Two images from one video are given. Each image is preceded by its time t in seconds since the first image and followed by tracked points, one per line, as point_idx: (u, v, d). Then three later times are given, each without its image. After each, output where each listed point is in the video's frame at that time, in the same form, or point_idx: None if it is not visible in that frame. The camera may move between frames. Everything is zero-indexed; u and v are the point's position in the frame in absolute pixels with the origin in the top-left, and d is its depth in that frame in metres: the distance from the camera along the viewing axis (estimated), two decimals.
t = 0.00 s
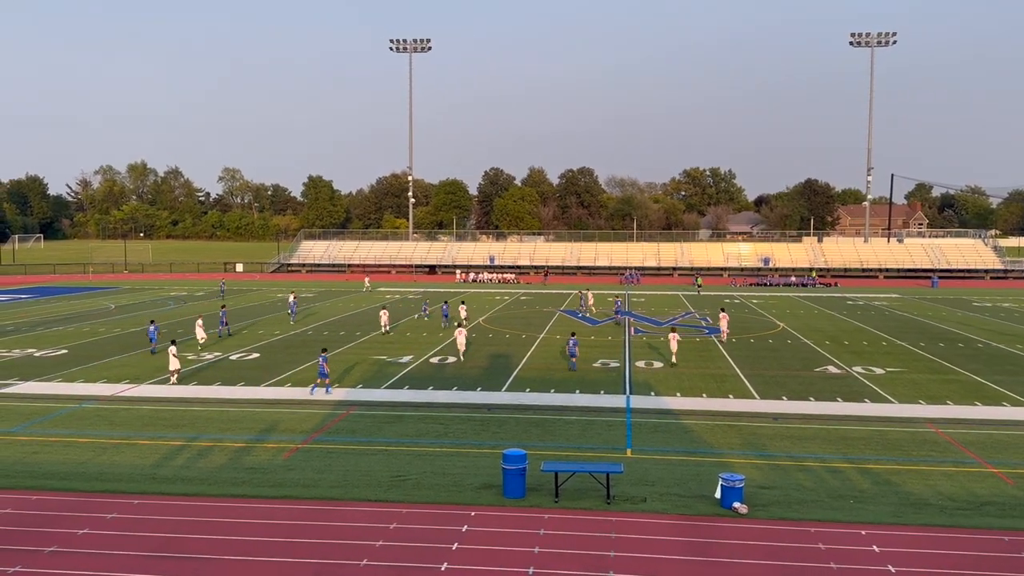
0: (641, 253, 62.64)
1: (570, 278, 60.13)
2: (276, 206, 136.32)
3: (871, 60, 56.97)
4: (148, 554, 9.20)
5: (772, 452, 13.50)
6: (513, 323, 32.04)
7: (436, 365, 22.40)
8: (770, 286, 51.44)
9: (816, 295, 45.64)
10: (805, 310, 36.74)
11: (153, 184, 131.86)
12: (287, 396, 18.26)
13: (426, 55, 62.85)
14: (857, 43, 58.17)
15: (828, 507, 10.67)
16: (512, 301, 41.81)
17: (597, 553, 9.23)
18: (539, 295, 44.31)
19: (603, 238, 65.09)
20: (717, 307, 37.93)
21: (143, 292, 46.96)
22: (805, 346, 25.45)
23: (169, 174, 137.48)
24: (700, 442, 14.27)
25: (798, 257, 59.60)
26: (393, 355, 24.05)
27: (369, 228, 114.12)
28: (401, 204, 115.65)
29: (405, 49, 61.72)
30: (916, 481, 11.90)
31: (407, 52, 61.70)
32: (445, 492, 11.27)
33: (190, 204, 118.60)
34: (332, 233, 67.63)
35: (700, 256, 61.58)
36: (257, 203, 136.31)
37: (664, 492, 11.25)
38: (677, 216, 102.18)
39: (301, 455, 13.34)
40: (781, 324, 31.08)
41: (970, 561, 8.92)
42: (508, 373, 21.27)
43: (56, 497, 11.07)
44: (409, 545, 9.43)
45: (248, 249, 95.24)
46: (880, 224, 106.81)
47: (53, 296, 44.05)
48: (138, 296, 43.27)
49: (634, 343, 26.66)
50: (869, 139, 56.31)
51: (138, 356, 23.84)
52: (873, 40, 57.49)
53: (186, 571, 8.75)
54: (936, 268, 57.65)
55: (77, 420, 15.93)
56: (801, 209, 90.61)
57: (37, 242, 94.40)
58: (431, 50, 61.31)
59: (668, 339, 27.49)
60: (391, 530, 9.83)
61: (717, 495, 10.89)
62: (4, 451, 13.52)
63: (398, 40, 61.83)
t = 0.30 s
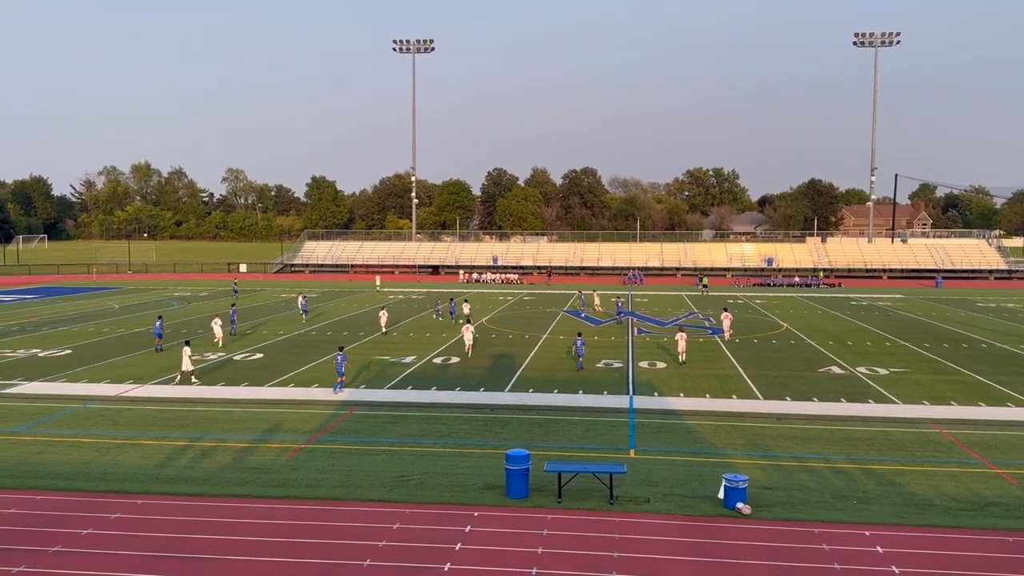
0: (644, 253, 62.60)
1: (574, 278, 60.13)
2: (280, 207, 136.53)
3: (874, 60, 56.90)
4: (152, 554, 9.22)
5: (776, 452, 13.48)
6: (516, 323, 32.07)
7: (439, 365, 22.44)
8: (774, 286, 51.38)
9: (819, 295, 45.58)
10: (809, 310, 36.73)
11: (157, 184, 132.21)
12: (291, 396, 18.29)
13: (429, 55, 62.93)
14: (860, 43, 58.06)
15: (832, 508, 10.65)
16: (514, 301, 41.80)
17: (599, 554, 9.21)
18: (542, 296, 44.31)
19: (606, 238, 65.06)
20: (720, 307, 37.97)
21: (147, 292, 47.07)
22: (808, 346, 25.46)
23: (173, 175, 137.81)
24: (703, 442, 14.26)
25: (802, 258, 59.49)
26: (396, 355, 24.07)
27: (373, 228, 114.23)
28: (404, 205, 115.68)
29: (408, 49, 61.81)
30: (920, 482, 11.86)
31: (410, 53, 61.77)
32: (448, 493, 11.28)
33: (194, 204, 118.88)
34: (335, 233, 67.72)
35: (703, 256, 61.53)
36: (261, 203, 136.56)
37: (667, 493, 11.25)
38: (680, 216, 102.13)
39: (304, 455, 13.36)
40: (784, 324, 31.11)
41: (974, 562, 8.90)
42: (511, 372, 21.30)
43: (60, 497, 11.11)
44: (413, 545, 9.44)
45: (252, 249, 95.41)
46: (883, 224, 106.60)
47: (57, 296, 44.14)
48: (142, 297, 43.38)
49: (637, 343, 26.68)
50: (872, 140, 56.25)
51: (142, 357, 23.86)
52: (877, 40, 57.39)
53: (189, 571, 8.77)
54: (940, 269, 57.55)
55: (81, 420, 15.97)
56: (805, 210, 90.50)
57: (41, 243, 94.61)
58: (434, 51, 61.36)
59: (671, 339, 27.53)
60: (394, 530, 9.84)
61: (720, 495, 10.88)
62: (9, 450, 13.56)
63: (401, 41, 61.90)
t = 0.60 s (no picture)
0: (650, 253, 62.50)
1: (580, 278, 60.08)
2: (286, 206, 136.85)
3: (882, 60, 56.68)
4: (160, 552, 9.26)
5: (782, 452, 13.44)
6: (522, 323, 32.04)
7: (445, 364, 22.47)
8: (780, 286, 51.21)
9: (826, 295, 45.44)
10: (816, 310, 36.64)
11: (165, 184, 132.81)
12: (298, 395, 18.36)
13: (435, 55, 63.00)
14: (868, 42, 57.82)
15: (839, 508, 10.60)
16: (520, 300, 41.78)
17: (604, 553, 9.21)
18: (548, 295, 44.30)
19: (612, 237, 64.96)
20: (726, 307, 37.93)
21: (154, 291, 47.27)
22: (815, 346, 25.41)
23: (180, 174, 138.39)
24: (709, 442, 14.24)
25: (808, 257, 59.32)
26: (402, 355, 24.06)
27: (379, 228, 114.48)
28: (411, 204, 115.76)
29: (414, 49, 61.88)
30: (927, 482, 11.82)
31: (417, 52, 61.85)
32: (454, 491, 11.30)
33: (201, 204, 119.31)
34: (342, 233, 67.87)
35: (710, 256, 61.39)
36: (268, 203, 137.04)
37: (673, 492, 11.24)
38: (687, 216, 101.94)
39: (310, 454, 13.38)
40: (791, 324, 31.02)
41: (982, 563, 8.84)
42: (517, 373, 21.26)
43: (67, 495, 11.17)
44: (418, 544, 9.46)
45: (258, 248, 95.63)
46: (891, 224, 106.19)
47: (65, 295, 44.38)
48: (149, 296, 43.50)
49: (643, 343, 26.64)
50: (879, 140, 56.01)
51: (149, 356, 23.96)
52: (884, 39, 57.16)
53: (197, 570, 8.80)
54: (947, 269, 57.29)
55: (88, 418, 16.03)
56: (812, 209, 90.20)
57: (50, 242, 95.15)
58: (440, 51, 61.42)
59: (677, 339, 27.46)
60: (400, 530, 9.85)
61: (727, 495, 10.86)
62: (18, 449, 13.65)
63: (408, 41, 61.97)
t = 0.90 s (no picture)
0: (662, 253, 62.32)
1: (591, 278, 59.96)
2: (299, 206, 137.40)
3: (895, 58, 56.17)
4: (173, 550, 9.34)
5: (794, 453, 13.39)
6: (533, 323, 31.99)
7: (456, 364, 22.50)
8: (793, 286, 50.90)
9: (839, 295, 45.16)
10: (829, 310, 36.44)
11: (178, 184, 133.75)
12: (311, 394, 18.44)
13: (447, 55, 63.03)
14: (881, 41, 57.37)
15: (852, 509, 10.54)
16: (531, 300, 41.74)
17: (616, 554, 9.19)
18: (559, 295, 44.27)
19: (623, 237, 64.79)
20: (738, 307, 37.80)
21: (168, 291, 47.60)
22: (828, 346, 25.26)
23: (194, 174, 139.30)
24: (721, 442, 14.19)
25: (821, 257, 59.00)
26: (413, 355, 24.08)
27: (391, 227, 114.86)
28: (422, 204, 115.88)
29: (426, 49, 61.97)
30: (941, 483, 11.72)
31: (428, 52, 61.94)
32: (466, 491, 11.32)
33: (214, 204, 120.06)
34: (354, 233, 68.11)
35: (722, 256, 61.13)
36: (280, 203, 137.77)
37: (684, 493, 11.21)
38: (698, 216, 101.58)
39: (323, 453, 13.45)
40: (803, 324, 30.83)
41: (996, 565, 8.78)
42: (529, 372, 21.26)
43: (82, 493, 11.29)
44: (429, 543, 9.48)
45: (270, 248, 96.05)
46: (904, 223, 105.36)
47: (80, 295, 44.74)
48: (161, 296, 43.78)
49: (655, 343, 26.58)
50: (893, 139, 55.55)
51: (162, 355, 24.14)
52: (898, 37, 56.67)
53: (208, 568, 8.86)
54: (961, 269, 56.82)
55: (102, 417, 16.18)
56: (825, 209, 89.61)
57: (65, 242, 96.02)
58: (452, 51, 61.47)
59: (689, 339, 27.35)
60: (412, 529, 9.88)
61: (739, 496, 10.82)
62: (34, 447, 13.80)
63: (419, 41, 62.08)
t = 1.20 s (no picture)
0: (672, 253, 62.13)
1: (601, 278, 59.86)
2: (310, 206, 137.93)
3: (908, 57, 55.76)
4: (184, 549, 9.41)
5: (806, 453, 13.31)
6: (543, 323, 31.94)
7: (466, 363, 22.52)
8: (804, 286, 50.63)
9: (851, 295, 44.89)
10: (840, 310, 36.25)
11: (190, 184, 134.59)
12: (322, 393, 18.57)
13: (457, 54, 63.04)
14: (893, 40, 56.99)
15: (863, 510, 10.48)
16: (541, 300, 41.69)
17: (627, 554, 9.18)
18: (569, 295, 44.22)
19: (634, 236, 64.60)
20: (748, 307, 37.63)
21: (179, 290, 47.88)
22: (840, 346, 25.12)
23: (205, 175, 140.06)
24: (731, 442, 14.15)
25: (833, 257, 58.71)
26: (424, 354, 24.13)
27: (401, 227, 115.16)
28: (432, 204, 115.96)
29: (436, 49, 62.03)
30: (954, 483, 11.64)
31: (439, 52, 62.02)
32: (475, 490, 11.34)
33: (225, 204, 120.71)
34: (364, 232, 68.29)
35: (733, 256, 60.90)
36: (291, 203, 138.38)
37: (695, 493, 11.19)
38: (709, 215, 101.21)
39: (333, 452, 13.51)
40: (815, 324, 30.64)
41: (1009, 566, 8.72)
42: (539, 372, 21.24)
43: (95, 492, 11.40)
44: (439, 543, 9.51)
45: (281, 248, 96.44)
46: (917, 223, 104.57)
47: (93, 295, 45.10)
48: (173, 295, 44.10)
49: (665, 343, 26.51)
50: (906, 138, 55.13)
51: (174, 354, 24.36)
52: (910, 36, 56.26)
53: (218, 567, 8.92)
54: (974, 268, 56.39)
55: (114, 416, 16.32)
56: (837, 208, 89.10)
57: (78, 242, 96.78)
58: (462, 50, 61.50)
59: (700, 339, 27.22)
60: (423, 529, 9.90)
61: (750, 496, 10.79)
62: (47, 446, 13.94)
63: (430, 40, 62.14)
